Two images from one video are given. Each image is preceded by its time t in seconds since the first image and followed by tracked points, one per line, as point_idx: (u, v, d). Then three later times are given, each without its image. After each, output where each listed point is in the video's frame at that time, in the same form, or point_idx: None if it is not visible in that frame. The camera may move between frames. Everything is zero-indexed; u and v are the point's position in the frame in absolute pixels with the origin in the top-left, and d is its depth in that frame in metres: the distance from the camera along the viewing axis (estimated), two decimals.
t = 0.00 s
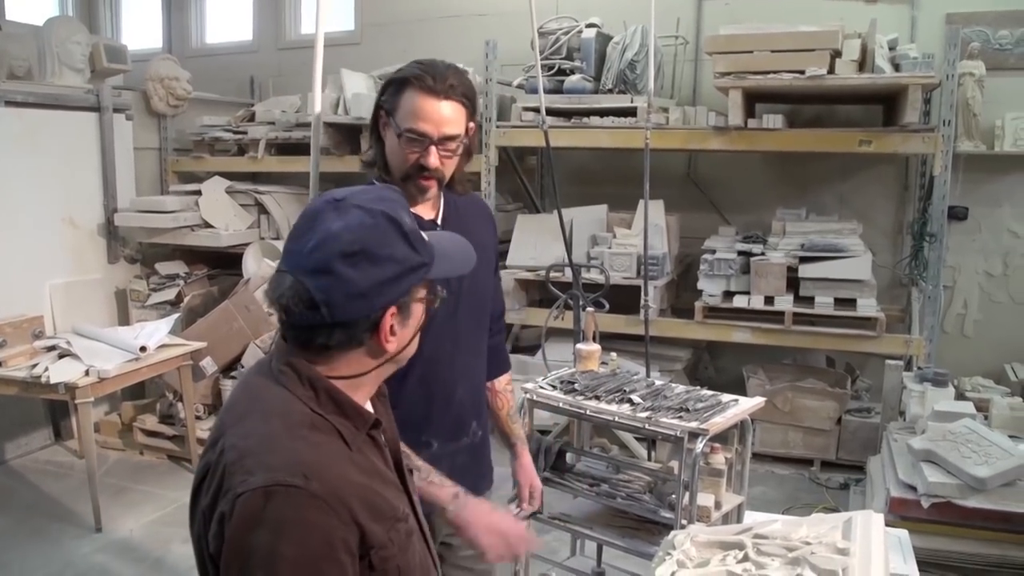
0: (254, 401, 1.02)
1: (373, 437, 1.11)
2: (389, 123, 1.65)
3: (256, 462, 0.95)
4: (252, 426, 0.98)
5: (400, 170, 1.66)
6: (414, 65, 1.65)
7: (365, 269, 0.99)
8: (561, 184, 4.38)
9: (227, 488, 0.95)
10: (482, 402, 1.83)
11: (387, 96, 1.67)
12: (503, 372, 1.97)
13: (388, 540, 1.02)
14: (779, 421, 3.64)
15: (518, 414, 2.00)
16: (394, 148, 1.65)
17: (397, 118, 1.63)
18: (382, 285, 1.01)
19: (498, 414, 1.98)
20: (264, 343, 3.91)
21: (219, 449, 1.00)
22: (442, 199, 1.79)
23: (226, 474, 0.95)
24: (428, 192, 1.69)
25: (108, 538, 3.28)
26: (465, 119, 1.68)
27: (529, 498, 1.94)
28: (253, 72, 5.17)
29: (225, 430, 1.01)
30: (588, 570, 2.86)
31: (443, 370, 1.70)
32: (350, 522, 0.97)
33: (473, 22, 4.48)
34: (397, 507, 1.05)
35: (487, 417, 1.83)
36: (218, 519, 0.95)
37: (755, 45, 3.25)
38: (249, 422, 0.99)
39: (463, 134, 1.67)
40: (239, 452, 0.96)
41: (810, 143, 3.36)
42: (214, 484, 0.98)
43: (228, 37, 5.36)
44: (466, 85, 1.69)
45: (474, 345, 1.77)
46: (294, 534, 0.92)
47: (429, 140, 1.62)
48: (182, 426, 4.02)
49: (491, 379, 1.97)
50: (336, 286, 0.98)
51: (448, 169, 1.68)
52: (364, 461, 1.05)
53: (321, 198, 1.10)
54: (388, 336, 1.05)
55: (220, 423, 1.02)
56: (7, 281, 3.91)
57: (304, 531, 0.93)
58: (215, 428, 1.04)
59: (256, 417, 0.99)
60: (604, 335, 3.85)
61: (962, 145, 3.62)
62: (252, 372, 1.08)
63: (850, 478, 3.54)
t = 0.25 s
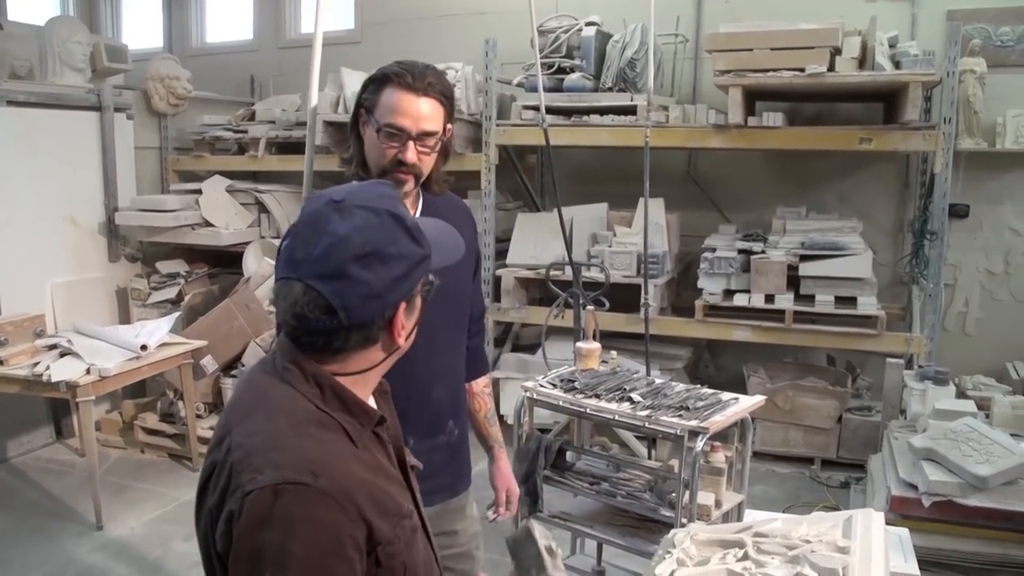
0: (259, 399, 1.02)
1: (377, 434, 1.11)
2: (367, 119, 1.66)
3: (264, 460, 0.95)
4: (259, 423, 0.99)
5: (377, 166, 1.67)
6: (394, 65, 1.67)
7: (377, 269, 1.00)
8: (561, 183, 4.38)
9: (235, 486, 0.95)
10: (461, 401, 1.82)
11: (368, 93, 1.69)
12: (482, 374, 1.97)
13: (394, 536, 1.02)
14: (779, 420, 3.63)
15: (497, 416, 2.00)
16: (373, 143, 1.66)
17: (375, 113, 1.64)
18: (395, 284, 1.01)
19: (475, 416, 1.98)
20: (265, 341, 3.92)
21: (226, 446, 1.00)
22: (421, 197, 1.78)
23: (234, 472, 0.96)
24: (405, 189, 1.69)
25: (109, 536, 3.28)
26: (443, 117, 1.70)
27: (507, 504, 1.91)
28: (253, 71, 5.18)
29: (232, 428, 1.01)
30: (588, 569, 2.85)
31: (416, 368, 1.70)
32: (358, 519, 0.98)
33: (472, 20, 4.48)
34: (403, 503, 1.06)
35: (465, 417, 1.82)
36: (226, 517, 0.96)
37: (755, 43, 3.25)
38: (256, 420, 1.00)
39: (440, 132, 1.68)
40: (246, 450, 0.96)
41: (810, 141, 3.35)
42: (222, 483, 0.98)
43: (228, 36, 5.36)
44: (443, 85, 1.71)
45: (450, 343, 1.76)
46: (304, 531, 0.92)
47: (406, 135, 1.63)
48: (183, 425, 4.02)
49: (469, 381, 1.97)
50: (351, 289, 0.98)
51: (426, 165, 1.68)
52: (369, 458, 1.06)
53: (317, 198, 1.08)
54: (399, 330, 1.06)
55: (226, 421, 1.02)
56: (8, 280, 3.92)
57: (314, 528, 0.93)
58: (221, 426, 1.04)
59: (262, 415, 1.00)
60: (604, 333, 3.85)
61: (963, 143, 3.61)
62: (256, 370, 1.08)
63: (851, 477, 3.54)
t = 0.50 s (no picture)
0: (268, 393, 1.02)
1: (383, 427, 1.11)
2: (367, 117, 1.66)
3: (276, 452, 0.96)
4: (270, 417, 0.99)
5: (374, 164, 1.67)
6: (395, 64, 1.68)
7: (386, 265, 1.00)
8: (564, 182, 4.38)
9: (247, 479, 0.96)
10: (451, 401, 1.81)
11: (368, 91, 1.69)
12: (481, 377, 1.96)
13: (403, 527, 1.03)
14: (782, 420, 3.63)
15: (495, 419, 1.99)
16: (371, 141, 1.66)
17: (375, 111, 1.64)
18: (403, 279, 1.02)
19: (473, 418, 1.99)
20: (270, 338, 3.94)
21: (236, 440, 1.01)
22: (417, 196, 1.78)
23: (246, 465, 0.96)
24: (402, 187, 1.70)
25: (112, 532, 3.29)
26: (441, 118, 1.70)
27: (500, 509, 1.91)
28: (258, 69, 5.18)
29: (242, 422, 1.02)
30: (590, 568, 2.85)
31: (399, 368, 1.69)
32: (369, 509, 0.98)
33: (477, 19, 4.47)
34: (411, 495, 1.06)
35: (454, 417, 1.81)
36: (239, 510, 0.96)
37: (760, 43, 3.24)
38: (266, 414, 1.00)
39: (439, 132, 1.68)
40: (258, 443, 0.97)
41: (815, 141, 3.35)
42: (233, 476, 0.98)
43: (233, 34, 5.36)
44: (443, 87, 1.71)
45: (437, 343, 1.74)
46: (317, 521, 0.93)
47: (406, 134, 1.63)
48: (186, 421, 4.03)
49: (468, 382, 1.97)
50: (360, 286, 0.99)
51: (423, 165, 1.69)
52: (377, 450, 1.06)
53: (319, 195, 1.08)
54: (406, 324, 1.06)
55: (236, 415, 1.03)
56: (13, 276, 3.93)
57: (327, 518, 0.94)
58: (231, 421, 1.04)
59: (272, 408, 1.00)
60: (608, 332, 3.85)
61: (969, 144, 3.60)
62: (264, 364, 1.09)
63: (854, 478, 3.53)
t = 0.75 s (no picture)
0: (281, 387, 1.03)
1: (393, 422, 1.12)
2: (370, 114, 1.66)
3: (291, 445, 0.96)
4: (284, 411, 1.00)
5: (376, 160, 1.67)
6: (399, 62, 1.68)
7: (397, 259, 1.01)
8: (571, 180, 4.38)
9: (262, 472, 0.96)
10: (450, 401, 1.80)
11: (371, 88, 1.69)
12: (493, 378, 1.96)
13: (413, 521, 1.04)
14: (788, 420, 3.63)
15: (509, 421, 1.98)
16: (373, 139, 1.66)
17: (378, 109, 1.64)
18: (414, 273, 1.02)
19: (487, 420, 1.98)
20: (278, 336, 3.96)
21: (249, 434, 1.01)
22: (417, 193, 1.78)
23: (260, 458, 0.97)
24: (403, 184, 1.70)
25: (118, 527, 3.31)
26: (444, 117, 1.70)
27: (511, 513, 1.92)
28: (267, 67, 5.19)
29: (255, 416, 1.02)
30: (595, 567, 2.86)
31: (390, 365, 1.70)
32: (382, 502, 0.99)
33: (485, 17, 4.48)
34: (421, 490, 1.07)
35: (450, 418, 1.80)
36: (252, 502, 0.96)
37: (769, 42, 3.24)
38: (280, 408, 1.00)
39: (441, 130, 1.69)
40: (273, 436, 0.97)
41: (823, 141, 3.34)
42: (247, 469, 0.99)
43: (241, 31, 5.38)
44: (446, 85, 1.72)
45: (431, 342, 1.74)
46: (332, 514, 0.94)
47: (408, 131, 1.64)
48: (193, 418, 4.05)
49: (481, 383, 1.97)
50: (373, 280, 0.99)
51: (425, 163, 1.69)
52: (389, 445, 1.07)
53: (328, 192, 1.08)
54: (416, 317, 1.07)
55: (248, 409, 1.03)
56: (22, 271, 3.95)
57: (342, 511, 0.94)
58: (243, 415, 1.04)
59: (286, 402, 1.01)
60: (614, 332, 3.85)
61: (977, 144, 3.59)
62: (275, 359, 1.09)
63: (860, 479, 3.53)
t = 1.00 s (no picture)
0: (289, 384, 1.03)
1: (400, 420, 1.13)
2: (374, 114, 1.67)
3: (301, 442, 0.96)
4: (293, 408, 1.00)
5: (380, 161, 1.67)
6: (402, 62, 1.68)
7: (409, 255, 1.01)
8: (578, 180, 4.38)
9: (271, 469, 0.97)
10: (454, 399, 1.80)
11: (375, 88, 1.69)
12: (504, 376, 1.96)
13: (420, 518, 1.04)
14: (795, 421, 3.63)
15: (521, 420, 1.98)
16: (377, 139, 1.67)
17: (382, 108, 1.65)
18: (425, 269, 1.03)
19: (499, 418, 1.98)
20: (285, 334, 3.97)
21: (258, 431, 1.01)
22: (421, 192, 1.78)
23: (270, 455, 0.97)
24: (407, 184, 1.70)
25: (125, 524, 3.32)
26: (448, 116, 1.70)
27: (525, 514, 1.92)
28: (274, 65, 5.20)
29: (263, 413, 1.02)
30: (601, 566, 2.86)
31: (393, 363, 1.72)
32: (391, 499, 0.99)
33: (493, 17, 4.48)
34: (429, 487, 1.07)
35: (454, 416, 1.80)
36: (262, 500, 0.97)
37: (777, 42, 3.24)
38: (289, 405, 1.01)
39: (445, 130, 1.69)
40: (282, 434, 0.98)
41: (830, 141, 3.34)
42: (256, 466, 0.99)
43: (249, 31, 5.39)
44: (450, 85, 1.72)
45: (434, 341, 1.74)
46: (341, 511, 0.94)
47: (412, 131, 1.64)
48: (200, 415, 4.06)
49: (491, 381, 1.98)
50: (385, 276, 0.99)
51: (429, 163, 1.70)
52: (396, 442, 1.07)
53: (338, 189, 1.09)
54: (425, 315, 1.08)
55: (257, 406, 1.04)
56: (30, 269, 3.96)
57: (352, 507, 0.95)
58: (251, 412, 1.05)
59: (295, 399, 1.01)
60: (620, 331, 3.86)
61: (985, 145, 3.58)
62: (283, 356, 1.09)
63: (866, 479, 3.52)
